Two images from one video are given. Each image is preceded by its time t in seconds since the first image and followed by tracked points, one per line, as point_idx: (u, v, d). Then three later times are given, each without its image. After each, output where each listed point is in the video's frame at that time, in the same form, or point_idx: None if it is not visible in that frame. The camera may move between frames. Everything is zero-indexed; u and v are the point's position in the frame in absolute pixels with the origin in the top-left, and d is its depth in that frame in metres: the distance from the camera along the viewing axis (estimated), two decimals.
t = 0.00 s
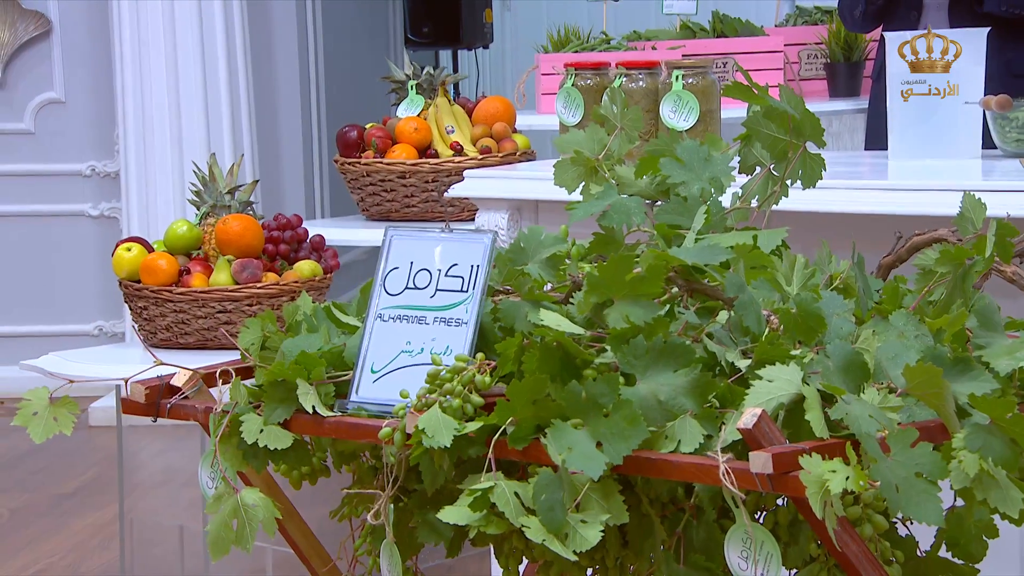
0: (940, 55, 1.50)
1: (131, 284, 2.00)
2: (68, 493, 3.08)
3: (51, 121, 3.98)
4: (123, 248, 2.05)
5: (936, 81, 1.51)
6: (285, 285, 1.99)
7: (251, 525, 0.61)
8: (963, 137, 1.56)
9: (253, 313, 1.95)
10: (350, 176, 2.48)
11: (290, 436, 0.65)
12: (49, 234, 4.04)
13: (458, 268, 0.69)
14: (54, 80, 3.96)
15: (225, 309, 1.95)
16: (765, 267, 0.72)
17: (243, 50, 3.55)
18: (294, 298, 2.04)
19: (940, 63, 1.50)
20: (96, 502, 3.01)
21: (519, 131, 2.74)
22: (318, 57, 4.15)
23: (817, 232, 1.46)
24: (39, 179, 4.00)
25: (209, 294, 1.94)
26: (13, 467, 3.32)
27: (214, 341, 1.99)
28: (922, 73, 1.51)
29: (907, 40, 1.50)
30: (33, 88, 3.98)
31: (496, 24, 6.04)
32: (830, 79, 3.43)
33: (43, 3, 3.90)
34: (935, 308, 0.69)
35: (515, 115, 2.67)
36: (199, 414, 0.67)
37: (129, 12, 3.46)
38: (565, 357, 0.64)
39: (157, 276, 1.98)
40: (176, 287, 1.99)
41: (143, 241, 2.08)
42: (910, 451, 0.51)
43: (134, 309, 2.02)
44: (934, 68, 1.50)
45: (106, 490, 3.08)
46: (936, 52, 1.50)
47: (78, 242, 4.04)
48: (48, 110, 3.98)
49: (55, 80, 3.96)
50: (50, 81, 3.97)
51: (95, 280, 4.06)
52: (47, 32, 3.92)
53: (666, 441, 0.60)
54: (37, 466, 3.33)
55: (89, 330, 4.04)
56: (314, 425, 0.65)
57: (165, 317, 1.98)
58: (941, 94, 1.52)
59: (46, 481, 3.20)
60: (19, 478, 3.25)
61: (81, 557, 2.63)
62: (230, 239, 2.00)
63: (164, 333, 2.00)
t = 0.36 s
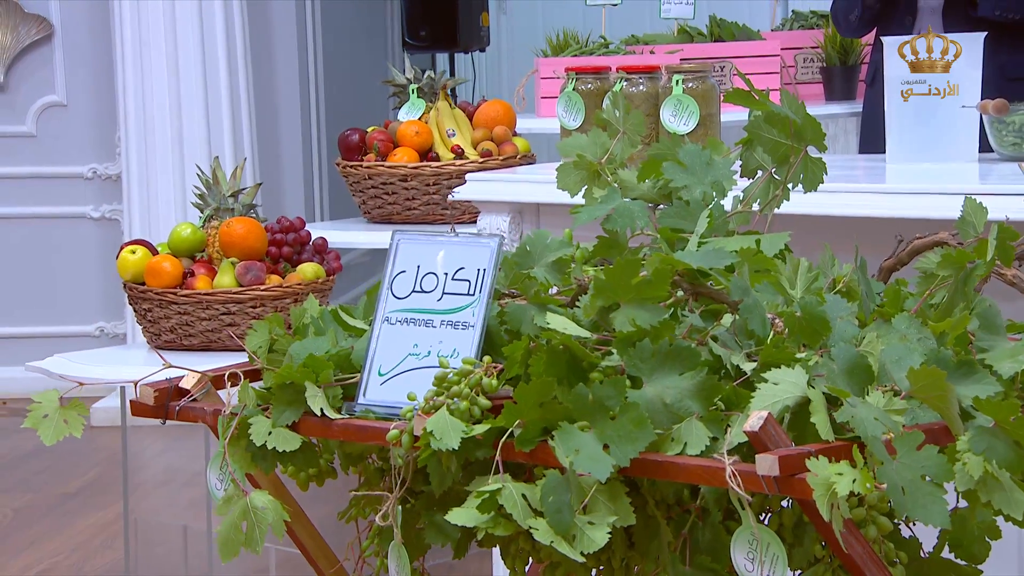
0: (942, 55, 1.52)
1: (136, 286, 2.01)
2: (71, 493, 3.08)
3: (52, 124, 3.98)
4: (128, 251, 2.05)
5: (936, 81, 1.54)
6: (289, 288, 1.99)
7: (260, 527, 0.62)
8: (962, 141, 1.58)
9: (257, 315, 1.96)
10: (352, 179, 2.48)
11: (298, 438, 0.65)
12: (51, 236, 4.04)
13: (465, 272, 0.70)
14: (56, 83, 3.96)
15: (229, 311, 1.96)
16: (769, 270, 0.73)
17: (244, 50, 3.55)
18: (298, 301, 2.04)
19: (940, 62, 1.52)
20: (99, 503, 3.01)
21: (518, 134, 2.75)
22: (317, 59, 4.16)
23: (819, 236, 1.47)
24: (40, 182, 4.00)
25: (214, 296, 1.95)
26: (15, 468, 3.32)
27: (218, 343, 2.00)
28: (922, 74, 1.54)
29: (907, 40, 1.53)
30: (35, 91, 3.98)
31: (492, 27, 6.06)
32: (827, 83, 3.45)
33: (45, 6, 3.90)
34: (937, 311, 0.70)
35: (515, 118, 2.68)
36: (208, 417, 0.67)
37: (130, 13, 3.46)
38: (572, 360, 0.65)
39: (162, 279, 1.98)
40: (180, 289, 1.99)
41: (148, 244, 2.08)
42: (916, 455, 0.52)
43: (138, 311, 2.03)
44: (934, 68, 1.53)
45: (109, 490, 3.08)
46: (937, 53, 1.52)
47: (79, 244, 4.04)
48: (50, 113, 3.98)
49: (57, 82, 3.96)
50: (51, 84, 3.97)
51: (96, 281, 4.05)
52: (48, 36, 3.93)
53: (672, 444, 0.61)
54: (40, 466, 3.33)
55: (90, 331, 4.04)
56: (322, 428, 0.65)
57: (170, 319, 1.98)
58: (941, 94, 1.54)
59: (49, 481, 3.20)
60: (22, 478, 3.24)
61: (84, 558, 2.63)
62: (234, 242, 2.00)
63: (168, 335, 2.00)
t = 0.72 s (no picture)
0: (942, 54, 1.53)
1: (139, 288, 2.01)
2: (72, 492, 3.07)
3: (52, 127, 3.97)
4: (131, 253, 2.06)
5: (936, 81, 1.55)
6: (291, 289, 2.00)
7: (267, 528, 0.62)
8: (958, 143, 1.60)
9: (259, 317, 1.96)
10: (352, 182, 2.49)
11: (304, 438, 0.65)
12: (52, 237, 4.04)
13: (470, 274, 0.70)
14: (56, 86, 3.95)
15: (232, 312, 1.96)
16: (771, 272, 0.74)
17: (243, 51, 3.56)
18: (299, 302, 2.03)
19: (940, 62, 1.53)
20: (101, 502, 3.00)
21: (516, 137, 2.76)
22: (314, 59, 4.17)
23: (821, 238, 1.48)
24: (39, 184, 4.00)
25: (216, 297, 1.95)
26: (15, 468, 3.31)
27: (221, 344, 2.00)
28: (922, 74, 1.55)
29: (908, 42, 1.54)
30: (36, 94, 3.97)
31: (487, 30, 6.07)
32: (822, 87, 3.48)
33: (46, 10, 3.90)
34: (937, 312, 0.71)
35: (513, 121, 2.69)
36: (214, 417, 0.68)
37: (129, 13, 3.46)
38: (576, 362, 0.65)
39: (164, 280, 1.98)
40: (183, 290, 2.00)
41: (150, 245, 2.09)
42: (919, 455, 0.52)
43: (141, 313, 2.03)
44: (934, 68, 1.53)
45: (111, 490, 3.07)
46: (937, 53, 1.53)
47: (79, 246, 4.03)
48: (50, 116, 3.97)
49: (57, 84, 3.95)
50: (52, 88, 3.97)
51: (96, 282, 4.04)
52: (49, 39, 3.92)
53: (676, 445, 0.61)
54: (41, 466, 3.32)
55: (90, 331, 4.03)
56: (328, 429, 0.66)
57: (173, 320, 1.99)
58: (941, 94, 1.55)
59: (50, 481, 3.19)
60: (24, 478, 3.23)
61: (86, 557, 2.63)
62: (236, 244, 2.00)
63: (172, 336, 2.00)
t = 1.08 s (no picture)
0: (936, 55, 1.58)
1: (129, 289, 2.00)
2: (61, 492, 3.06)
3: (40, 130, 3.95)
4: (121, 254, 2.05)
5: (936, 81, 1.57)
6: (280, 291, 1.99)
7: (262, 528, 0.63)
8: (942, 146, 1.62)
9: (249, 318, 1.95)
10: (340, 184, 2.48)
11: (298, 440, 0.66)
12: (42, 238, 4.01)
13: (463, 276, 0.71)
14: (44, 88, 3.93)
15: (222, 313, 1.95)
16: (760, 274, 0.75)
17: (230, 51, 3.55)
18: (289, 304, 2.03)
19: (940, 62, 1.56)
20: (90, 502, 2.99)
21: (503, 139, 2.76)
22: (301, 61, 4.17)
23: (810, 239, 1.49)
24: (27, 186, 3.97)
25: (207, 299, 1.94)
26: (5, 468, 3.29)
27: (211, 345, 1.99)
28: (922, 74, 1.57)
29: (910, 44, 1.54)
30: (24, 97, 3.95)
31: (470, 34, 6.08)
32: (804, 89, 3.49)
33: (34, 13, 3.88)
34: (925, 313, 0.72)
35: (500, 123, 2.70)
36: (209, 419, 0.68)
37: (117, 13, 3.45)
38: (569, 363, 0.66)
39: (156, 282, 1.98)
40: (173, 292, 1.99)
41: (140, 247, 2.08)
42: (910, 455, 0.53)
43: (132, 314, 2.02)
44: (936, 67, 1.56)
45: (100, 490, 3.06)
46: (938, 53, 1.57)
47: (67, 247, 4.01)
48: (38, 119, 3.95)
49: (46, 86, 3.93)
50: (39, 91, 3.94)
51: (85, 283, 4.02)
52: (37, 42, 3.91)
53: (668, 445, 0.62)
54: (30, 466, 3.30)
55: (78, 332, 4.00)
56: (322, 429, 0.66)
57: (163, 321, 1.98)
58: (941, 93, 1.58)
59: (39, 481, 3.17)
60: (12, 478, 3.21)
61: (75, 558, 2.62)
62: (226, 245, 2.00)
63: (161, 337, 2.00)
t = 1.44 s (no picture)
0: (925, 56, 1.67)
1: (115, 292, 1.99)
2: (47, 492, 3.04)
3: (24, 133, 3.92)
4: (108, 256, 2.04)
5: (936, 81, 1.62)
6: (268, 293, 1.99)
7: (253, 528, 0.63)
8: (924, 146, 1.65)
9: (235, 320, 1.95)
10: (326, 187, 2.49)
11: (288, 441, 0.66)
12: (27, 239, 3.98)
13: (452, 279, 0.71)
14: (28, 92, 3.91)
15: (208, 315, 1.95)
16: (746, 276, 0.76)
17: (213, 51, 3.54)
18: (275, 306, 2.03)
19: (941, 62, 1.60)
20: (75, 502, 2.99)
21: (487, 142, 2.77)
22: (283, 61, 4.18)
23: (795, 242, 1.51)
24: (9, 188, 3.94)
25: (193, 300, 1.94)
26: None
27: (197, 347, 1.99)
28: (923, 73, 1.61)
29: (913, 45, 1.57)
30: (7, 100, 3.92)
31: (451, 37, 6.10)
32: (783, 93, 3.52)
33: (18, 17, 3.86)
34: (908, 315, 0.74)
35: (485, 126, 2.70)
36: (200, 421, 0.68)
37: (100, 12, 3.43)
38: (558, 365, 0.66)
39: (142, 283, 1.97)
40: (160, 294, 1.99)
41: (127, 249, 2.08)
42: (897, 456, 0.54)
43: (119, 316, 2.01)
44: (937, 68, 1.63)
45: (86, 489, 3.05)
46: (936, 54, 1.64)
47: (51, 248, 3.97)
48: (21, 121, 3.92)
49: (29, 90, 3.91)
50: (23, 94, 3.92)
51: (69, 285, 3.98)
52: (21, 45, 3.88)
53: (657, 446, 0.63)
54: (15, 467, 3.29)
55: (62, 333, 3.96)
56: (312, 431, 0.66)
57: (150, 323, 1.98)
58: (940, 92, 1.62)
59: (24, 481, 3.15)
60: None
61: (61, 558, 2.62)
62: (212, 247, 2.01)
63: (148, 339, 1.99)
